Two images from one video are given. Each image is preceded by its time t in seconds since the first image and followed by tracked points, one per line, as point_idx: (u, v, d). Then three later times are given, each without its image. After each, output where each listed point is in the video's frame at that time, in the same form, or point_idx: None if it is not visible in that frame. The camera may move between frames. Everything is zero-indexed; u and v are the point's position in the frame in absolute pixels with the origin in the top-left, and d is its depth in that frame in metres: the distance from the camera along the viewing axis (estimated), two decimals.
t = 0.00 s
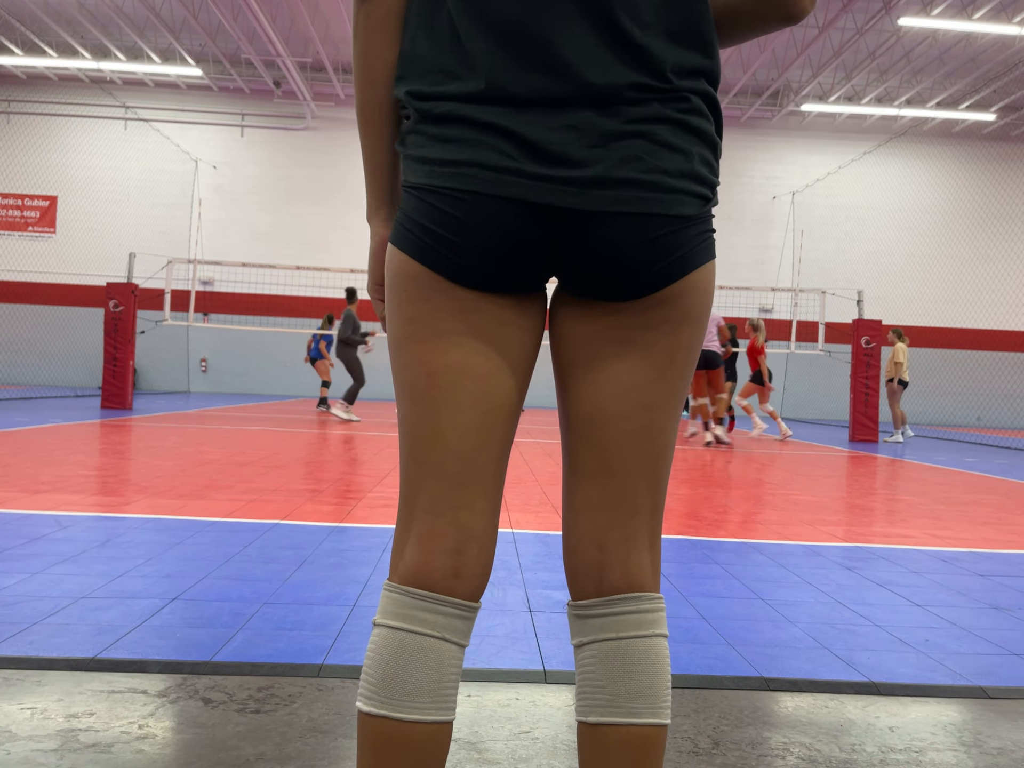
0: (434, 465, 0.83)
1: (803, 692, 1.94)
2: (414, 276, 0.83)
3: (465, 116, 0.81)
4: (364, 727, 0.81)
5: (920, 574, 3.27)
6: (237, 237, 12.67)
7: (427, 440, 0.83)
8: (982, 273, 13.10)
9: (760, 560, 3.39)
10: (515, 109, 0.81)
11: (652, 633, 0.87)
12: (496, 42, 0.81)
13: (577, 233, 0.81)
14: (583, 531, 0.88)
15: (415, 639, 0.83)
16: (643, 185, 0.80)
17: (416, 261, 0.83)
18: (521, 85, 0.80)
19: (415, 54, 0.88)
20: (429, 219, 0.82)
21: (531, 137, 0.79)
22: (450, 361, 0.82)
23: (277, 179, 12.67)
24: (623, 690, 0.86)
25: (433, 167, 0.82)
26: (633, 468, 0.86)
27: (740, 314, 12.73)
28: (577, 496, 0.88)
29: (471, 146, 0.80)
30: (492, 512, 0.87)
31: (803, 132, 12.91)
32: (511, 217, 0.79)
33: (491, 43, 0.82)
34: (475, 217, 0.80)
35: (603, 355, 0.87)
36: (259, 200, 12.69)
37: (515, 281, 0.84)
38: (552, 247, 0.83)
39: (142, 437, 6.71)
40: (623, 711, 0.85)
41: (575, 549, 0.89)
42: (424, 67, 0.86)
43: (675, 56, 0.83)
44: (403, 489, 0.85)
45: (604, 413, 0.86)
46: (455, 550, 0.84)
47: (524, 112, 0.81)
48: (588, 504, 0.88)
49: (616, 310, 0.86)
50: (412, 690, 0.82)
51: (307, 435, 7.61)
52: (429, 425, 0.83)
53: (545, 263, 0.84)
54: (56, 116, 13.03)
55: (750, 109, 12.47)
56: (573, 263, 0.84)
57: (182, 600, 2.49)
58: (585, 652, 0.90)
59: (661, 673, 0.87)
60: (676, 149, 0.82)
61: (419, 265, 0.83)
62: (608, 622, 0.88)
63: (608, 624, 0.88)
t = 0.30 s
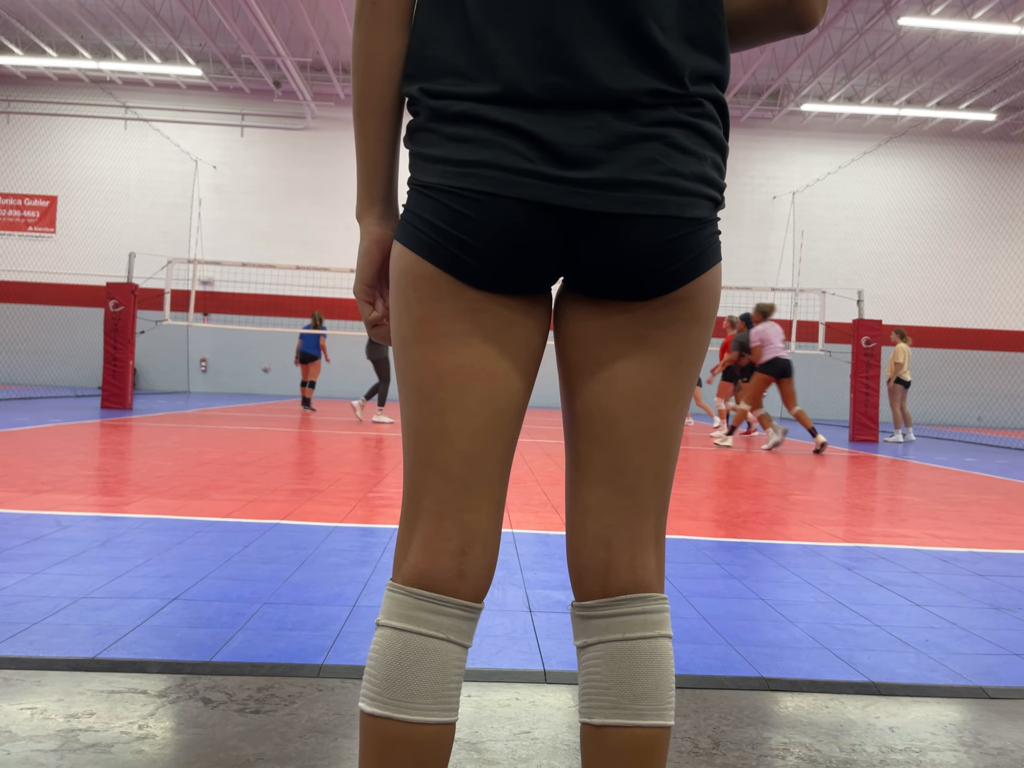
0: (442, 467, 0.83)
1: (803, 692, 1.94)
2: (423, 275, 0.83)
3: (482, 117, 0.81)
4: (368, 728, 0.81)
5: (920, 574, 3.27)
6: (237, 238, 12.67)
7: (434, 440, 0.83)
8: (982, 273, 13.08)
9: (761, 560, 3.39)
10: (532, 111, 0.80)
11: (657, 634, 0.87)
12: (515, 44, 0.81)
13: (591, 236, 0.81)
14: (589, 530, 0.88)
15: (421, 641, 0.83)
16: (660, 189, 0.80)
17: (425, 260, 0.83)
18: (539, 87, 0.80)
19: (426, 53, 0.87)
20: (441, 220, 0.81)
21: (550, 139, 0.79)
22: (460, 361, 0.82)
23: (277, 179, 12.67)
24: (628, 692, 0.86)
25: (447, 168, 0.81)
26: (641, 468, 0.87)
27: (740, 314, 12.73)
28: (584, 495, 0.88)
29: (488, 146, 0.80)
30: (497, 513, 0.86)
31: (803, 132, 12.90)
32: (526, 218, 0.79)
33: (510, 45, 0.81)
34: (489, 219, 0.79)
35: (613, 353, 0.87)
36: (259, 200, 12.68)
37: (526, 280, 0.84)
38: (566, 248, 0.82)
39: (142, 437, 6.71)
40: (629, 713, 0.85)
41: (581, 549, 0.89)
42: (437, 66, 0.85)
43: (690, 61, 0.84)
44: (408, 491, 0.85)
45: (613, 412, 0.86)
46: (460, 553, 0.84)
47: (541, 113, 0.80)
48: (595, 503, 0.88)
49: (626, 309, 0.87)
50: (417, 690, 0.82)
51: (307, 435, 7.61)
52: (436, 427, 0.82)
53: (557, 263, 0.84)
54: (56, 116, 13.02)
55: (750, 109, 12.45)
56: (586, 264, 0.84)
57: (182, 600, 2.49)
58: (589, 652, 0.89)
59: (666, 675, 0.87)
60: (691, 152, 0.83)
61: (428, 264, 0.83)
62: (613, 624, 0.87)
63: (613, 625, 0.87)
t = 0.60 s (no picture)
0: (442, 467, 0.83)
1: (803, 692, 1.94)
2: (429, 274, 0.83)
3: (490, 114, 0.80)
4: (366, 728, 0.81)
5: (920, 574, 3.27)
6: (237, 237, 12.67)
7: (436, 440, 0.82)
8: (982, 273, 13.08)
9: (760, 560, 3.39)
10: (541, 109, 0.80)
11: (664, 636, 0.87)
12: (527, 40, 0.80)
13: (599, 234, 0.81)
14: (594, 530, 0.87)
15: (423, 642, 0.83)
16: (666, 187, 0.81)
17: (430, 260, 0.83)
18: (548, 85, 0.80)
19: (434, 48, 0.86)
20: (447, 218, 0.81)
21: (558, 136, 0.79)
22: (464, 361, 0.82)
23: (277, 178, 12.66)
24: (634, 695, 0.85)
25: (455, 166, 0.81)
26: (647, 466, 0.87)
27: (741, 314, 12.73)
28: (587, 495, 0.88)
29: (496, 145, 0.79)
30: (500, 513, 0.87)
31: (803, 132, 12.89)
32: (534, 215, 0.79)
33: (520, 41, 0.80)
34: (498, 215, 0.79)
35: (617, 349, 0.87)
36: (258, 199, 12.67)
37: (531, 281, 0.84)
38: (572, 248, 0.83)
39: (142, 436, 6.70)
40: (634, 717, 0.85)
41: (585, 548, 0.88)
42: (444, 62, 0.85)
43: (697, 64, 0.85)
44: (409, 490, 0.85)
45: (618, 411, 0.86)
46: (461, 554, 0.84)
47: (550, 112, 0.80)
48: (600, 503, 0.87)
49: (631, 307, 0.87)
50: (417, 691, 0.82)
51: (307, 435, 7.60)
52: (440, 426, 0.82)
53: (562, 262, 0.84)
54: (56, 116, 13.01)
55: (750, 109, 12.44)
56: (590, 264, 0.84)
57: (182, 600, 2.49)
58: (596, 656, 0.89)
59: (672, 677, 0.87)
60: (695, 152, 0.84)
61: (432, 264, 0.82)
62: (619, 626, 0.87)
63: (620, 627, 0.87)
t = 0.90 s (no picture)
0: (452, 468, 0.82)
1: (803, 692, 1.94)
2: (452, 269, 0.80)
3: (536, 108, 0.78)
4: (366, 733, 0.82)
5: (920, 574, 3.27)
6: (236, 237, 12.67)
7: (447, 440, 0.81)
8: (982, 273, 13.08)
9: (760, 560, 3.39)
10: (586, 108, 0.80)
11: (668, 636, 0.87)
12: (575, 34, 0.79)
13: (628, 238, 0.82)
14: (603, 530, 0.87)
15: (426, 648, 0.83)
16: (694, 193, 0.83)
17: (453, 253, 0.80)
18: (598, 86, 0.79)
19: (470, 28, 0.81)
20: (476, 211, 0.79)
21: (603, 137, 0.79)
22: (481, 360, 0.81)
23: (277, 178, 12.67)
24: (640, 697, 0.85)
25: (493, 159, 0.78)
26: (654, 465, 0.88)
27: (741, 314, 12.73)
28: (596, 495, 0.88)
29: (540, 142, 0.78)
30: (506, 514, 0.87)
31: (804, 133, 12.89)
32: (572, 215, 0.79)
33: (574, 37, 0.79)
34: (537, 213, 0.78)
35: (626, 348, 0.87)
36: (259, 199, 12.67)
37: (551, 282, 0.83)
38: (597, 249, 0.83)
39: (142, 436, 6.70)
40: (640, 718, 0.84)
41: (592, 549, 0.88)
42: (485, 44, 0.80)
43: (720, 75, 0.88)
44: (414, 489, 0.83)
45: (632, 409, 0.86)
46: (468, 557, 0.84)
47: (595, 112, 0.80)
48: (609, 503, 0.87)
49: (643, 306, 0.88)
50: (420, 696, 0.82)
51: (307, 435, 7.61)
52: (454, 425, 0.81)
53: (585, 264, 0.84)
54: (56, 116, 13.00)
55: (750, 109, 12.43)
56: (613, 264, 0.84)
57: (182, 600, 2.49)
58: (598, 657, 0.89)
59: (676, 679, 0.87)
60: (713, 161, 0.87)
61: (457, 259, 0.80)
62: (626, 626, 0.87)
63: (626, 628, 0.87)
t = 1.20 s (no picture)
0: (455, 468, 0.82)
1: (803, 692, 1.94)
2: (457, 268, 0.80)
3: (543, 111, 0.78)
4: (370, 732, 0.81)
5: (920, 574, 3.27)
6: (236, 237, 12.67)
7: (450, 439, 0.81)
8: (981, 273, 13.07)
9: (760, 560, 3.39)
10: (594, 109, 0.80)
11: (668, 635, 0.87)
12: (580, 36, 0.79)
13: (634, 240, 0.82)
14: (604, 530, 0.87)
15: (430, 647, 0.83)
16: (699, 196, 0.83)
17: (456, 255, 0.80)
18: (605, 88, 0.79)
19: (484, 28, 0.82)
20: (479, 213, 0.79)
21: (609, 140, 0.79)
22: (483, 361, 0.81)
23: (277, 179, 12.67)
24: (641, 694, 0.85)
25: (497, 161, 0.78)
26: (656, 466, 0.88)
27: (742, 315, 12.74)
28: (598, 495, 0.88)
29: (546, 144, 0.78)
30: (508, 515, 0.86)
31: (804, 133, 12.88)
32: (576, 216, 0.78)
33: (584, 41, 0.79)
34: (542, 214, 0.78)
35: (630, 349, 0.87)
36: (258, 199, 12.67)
37: (556, 284, 0.83)
38: (601, 252, 0.83)
39: (142, 437, 6.70)
40: (640, 717, 0.84)
41: (592, 548, 0.88)
42: (496, 44, 0.81)
43: (725, 79, 0.88)
44: (417, 486, 0.84)
45: (633, 409, 0.87)
46: (471, 557, 0.84)
47: (602, 113, 0.80)
48: (611, 504, 0.87)
49: (647, 308, 0.88)
50: (425, 696, 0.82)
51: (307, 435, 7.60)
52: (456, 424, 0.81)
53: (589, 267, 0.84)
54: (56, 116, 12.99)
55: (750, 109, 12.43)
56: (618, 267, 0.84)
57: (182, 600, 2.49)
58: (599, 655, 0.89)
59: (677, 677, 0.87)
60: (718, 164, 0.88)
61: (461, 261, 0.80)
62: (626, 624, 0.87)
63: (627, 626, 0.87)
